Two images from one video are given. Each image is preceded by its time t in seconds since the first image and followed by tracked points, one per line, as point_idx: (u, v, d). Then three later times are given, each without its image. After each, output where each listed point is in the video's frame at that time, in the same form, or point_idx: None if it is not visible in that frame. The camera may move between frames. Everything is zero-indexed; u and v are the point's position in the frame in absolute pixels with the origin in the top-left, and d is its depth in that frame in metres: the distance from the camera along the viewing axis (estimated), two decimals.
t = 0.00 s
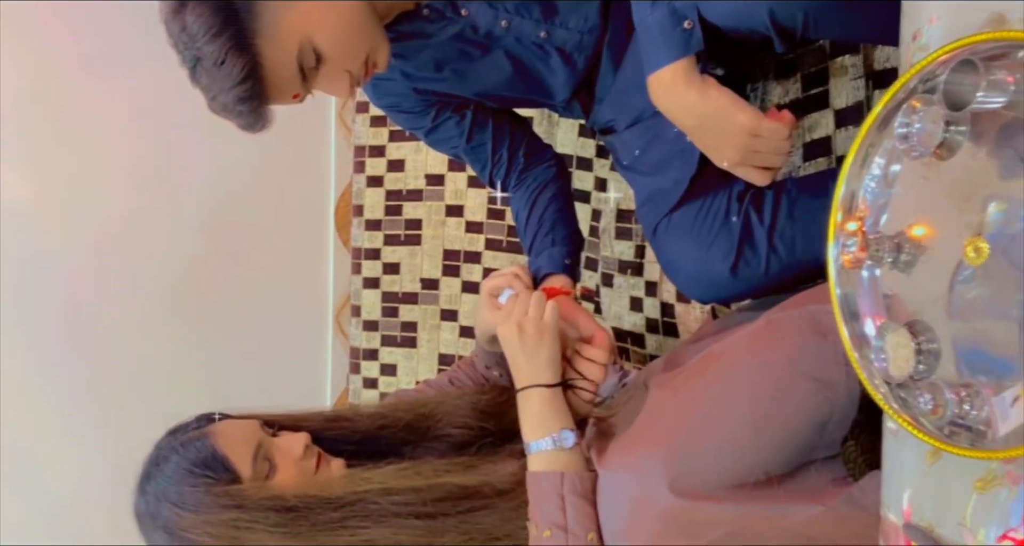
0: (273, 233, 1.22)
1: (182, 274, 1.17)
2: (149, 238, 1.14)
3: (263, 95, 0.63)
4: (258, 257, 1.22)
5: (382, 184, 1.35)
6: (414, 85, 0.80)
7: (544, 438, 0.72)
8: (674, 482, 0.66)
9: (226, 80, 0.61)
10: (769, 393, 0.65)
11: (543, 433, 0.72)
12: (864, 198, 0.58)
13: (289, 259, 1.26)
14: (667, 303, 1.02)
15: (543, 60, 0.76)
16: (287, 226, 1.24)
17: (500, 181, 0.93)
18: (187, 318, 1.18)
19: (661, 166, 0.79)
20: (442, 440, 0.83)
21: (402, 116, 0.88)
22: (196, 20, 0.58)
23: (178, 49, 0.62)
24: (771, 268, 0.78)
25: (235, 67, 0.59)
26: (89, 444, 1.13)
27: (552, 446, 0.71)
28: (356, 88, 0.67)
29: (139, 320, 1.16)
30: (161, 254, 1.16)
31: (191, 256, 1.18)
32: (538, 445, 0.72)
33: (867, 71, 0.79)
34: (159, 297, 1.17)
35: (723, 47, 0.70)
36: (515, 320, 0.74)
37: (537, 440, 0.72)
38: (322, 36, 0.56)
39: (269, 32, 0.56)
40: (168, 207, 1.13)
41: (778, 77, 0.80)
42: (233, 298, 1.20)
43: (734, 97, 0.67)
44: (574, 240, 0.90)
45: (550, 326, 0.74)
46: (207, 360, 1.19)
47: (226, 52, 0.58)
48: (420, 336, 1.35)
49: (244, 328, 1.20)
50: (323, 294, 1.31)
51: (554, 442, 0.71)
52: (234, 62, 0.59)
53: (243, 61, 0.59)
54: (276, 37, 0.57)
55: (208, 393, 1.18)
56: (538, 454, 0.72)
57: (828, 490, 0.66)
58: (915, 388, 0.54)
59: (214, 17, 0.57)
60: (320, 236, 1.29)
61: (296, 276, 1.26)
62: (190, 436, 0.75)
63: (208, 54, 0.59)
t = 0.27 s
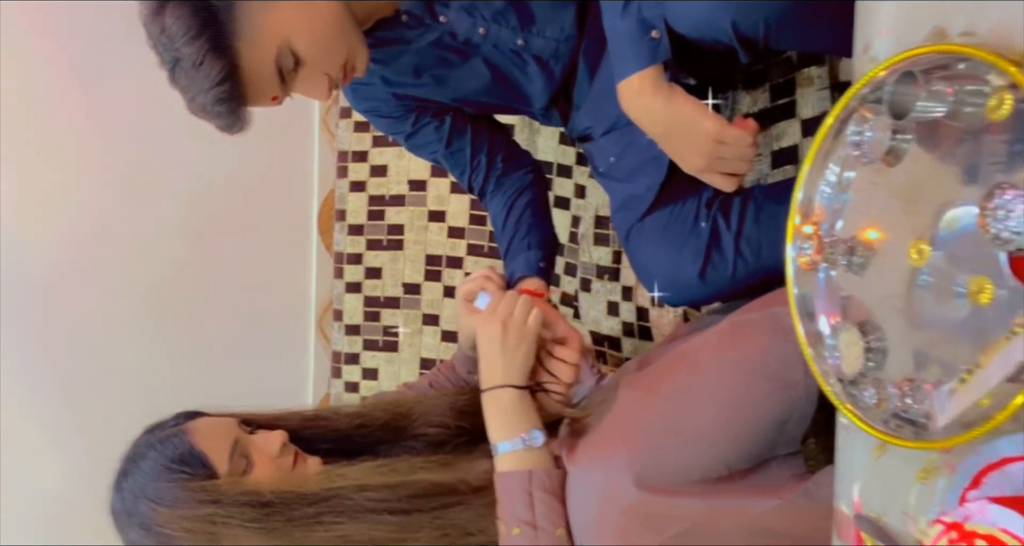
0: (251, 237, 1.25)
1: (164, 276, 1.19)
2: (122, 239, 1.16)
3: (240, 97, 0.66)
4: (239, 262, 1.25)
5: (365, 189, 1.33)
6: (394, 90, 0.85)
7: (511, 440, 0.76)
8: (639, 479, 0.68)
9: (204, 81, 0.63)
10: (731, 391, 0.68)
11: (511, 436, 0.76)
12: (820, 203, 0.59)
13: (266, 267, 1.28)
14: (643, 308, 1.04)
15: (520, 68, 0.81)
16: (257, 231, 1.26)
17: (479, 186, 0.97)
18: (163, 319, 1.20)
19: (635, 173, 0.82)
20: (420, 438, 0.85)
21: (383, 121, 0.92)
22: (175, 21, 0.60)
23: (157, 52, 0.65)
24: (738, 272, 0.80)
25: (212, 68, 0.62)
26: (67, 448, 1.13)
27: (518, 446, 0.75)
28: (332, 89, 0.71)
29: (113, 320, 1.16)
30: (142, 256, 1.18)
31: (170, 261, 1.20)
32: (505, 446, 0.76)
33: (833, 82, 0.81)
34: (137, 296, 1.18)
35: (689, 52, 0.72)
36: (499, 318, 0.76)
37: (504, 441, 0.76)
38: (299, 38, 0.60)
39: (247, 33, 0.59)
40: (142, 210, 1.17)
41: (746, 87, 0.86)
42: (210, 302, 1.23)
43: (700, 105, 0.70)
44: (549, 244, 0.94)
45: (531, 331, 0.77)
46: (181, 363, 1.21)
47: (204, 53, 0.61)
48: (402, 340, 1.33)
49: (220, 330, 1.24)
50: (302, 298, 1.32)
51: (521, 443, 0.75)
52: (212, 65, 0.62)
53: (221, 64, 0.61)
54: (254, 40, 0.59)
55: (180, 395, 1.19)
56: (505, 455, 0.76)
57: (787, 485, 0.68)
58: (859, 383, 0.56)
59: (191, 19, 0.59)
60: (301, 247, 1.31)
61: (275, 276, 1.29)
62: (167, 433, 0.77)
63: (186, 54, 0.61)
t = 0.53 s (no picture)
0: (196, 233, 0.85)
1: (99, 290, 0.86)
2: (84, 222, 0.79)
3: (218, 110, 0.67)
4: (197, 267, 0.88)
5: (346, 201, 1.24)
6: (372, 104, 0.86)
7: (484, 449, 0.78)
8: (606, 484, 0.70)
9: (183, 95, 0.65)
10: (694, 399, 0.69)
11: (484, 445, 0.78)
12: (775, 214, 0.62)
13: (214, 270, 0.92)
14: (617, 318, 1.10)
15: (496, 84, 0.86)
16: (214, 230, 0.86)
17: (456, 199, 0.99)
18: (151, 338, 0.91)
19: (606, 187, 0.87)
20: (396, 448, 0.87)
21: (361, 136, 0.93)
22: (155, 38, 0.62)
23: (136, 67, 0.65)
24: (704, 282, 0.82)
25: (190, 82, 0.64)
26: None
27: (493, 452, 0.77)
28: (309, 104, 0.74)
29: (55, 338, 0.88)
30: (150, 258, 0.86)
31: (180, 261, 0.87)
32: (478, 454, 0.78)
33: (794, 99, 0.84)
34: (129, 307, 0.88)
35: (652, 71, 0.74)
36: (481, 326, 0.80)
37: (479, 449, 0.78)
38: (275, 54, 0.66)
39: (224, 53, 0.63)
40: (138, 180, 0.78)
41: (712, 103, 0.87)
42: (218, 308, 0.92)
43: (664, 121, 0.72)
44: (524, 255, 0.97)
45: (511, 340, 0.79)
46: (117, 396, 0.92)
47: (183, 68, 0.63)
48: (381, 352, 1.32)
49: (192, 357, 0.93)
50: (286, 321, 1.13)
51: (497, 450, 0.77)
52: (189, 78, 0.64)
53: (192, 72, 0.63)
54: (235, 62, 0.64)
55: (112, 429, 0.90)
56: (477, 463, 0.78)
57: (749, 491, 0.70)
58: (810, 388, 0.58)
59: (172, 38, 0.61)
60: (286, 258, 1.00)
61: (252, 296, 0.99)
62: (144, 441, 0.78)
63: (165, 69, 0.63)
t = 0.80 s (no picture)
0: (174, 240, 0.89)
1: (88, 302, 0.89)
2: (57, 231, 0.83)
3: (201, 126, 0.70)
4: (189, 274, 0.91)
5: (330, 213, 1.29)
6: (355, 119, 0.87)
7: (460, 459, 0.86)
8: (580, 492, 0.72)
9: (166, 111, 0.68)
10: (667, 407, 0.71)
11: (460, 455, 0.86)
12: (743, 226, 0.63)
13: (191, 286, 0.92)
14: (598, 329, 1.08)
15: (475, 100, 0.86)
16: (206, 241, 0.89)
17: (439, 211, 1.01)
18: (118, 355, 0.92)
19: (582, 201, 0.89)
20: (376, 458, 0.92)
21: (344, 149, 0.93)
22: (139, 56, 0.65)
23: (123, 84, 0.69)
24: (678, 293, 0.85)
25: (173, 98, 0.67)
26: None
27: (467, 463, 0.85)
28: (292, 120, 0.77)
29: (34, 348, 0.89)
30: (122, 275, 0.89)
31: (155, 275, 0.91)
32: (455, 465, 0.86)
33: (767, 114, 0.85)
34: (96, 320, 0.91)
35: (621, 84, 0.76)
36: (447, 339, 0.88)
37: (455, 460, 0.86)
38: (257, 70, 0.68)
39: (206, 70, 0.66)
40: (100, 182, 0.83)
41: (687, 118, 0.89)
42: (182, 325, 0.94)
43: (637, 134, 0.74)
44: (504, 266, 1.02)
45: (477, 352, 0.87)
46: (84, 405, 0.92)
47: (165, 85, 0.66)
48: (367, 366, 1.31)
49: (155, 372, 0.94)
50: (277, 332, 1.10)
51: (470, 460, 0.85)
52: (172, 97, 0.67)
53: (172, 87, 0.66)
54: (215, 78, 0.67)
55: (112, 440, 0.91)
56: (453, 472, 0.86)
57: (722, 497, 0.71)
58: (773, 394, 0.59)
59: (154, 54, 0.64)
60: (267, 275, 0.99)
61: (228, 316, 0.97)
62: (125, 450, 0.85)
63: (149, 86, 0.66)
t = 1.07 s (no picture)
0: (159, 246, 0.81)
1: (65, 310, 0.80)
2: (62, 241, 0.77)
3: (186, 130, 0.69)
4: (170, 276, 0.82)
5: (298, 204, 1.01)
6: (340, 126, 0.80)
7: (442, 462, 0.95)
8: (559, 492, 0.74)
9: (152, 114, 0.66)
10: (644, 410, 0.73)
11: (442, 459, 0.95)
12: (719, 230, 0.63)
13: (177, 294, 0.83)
14: (581, 334, 0.97)
15: (460, 106, 0.83)
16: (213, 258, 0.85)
17: (422, 216, 0.88)
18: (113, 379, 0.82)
19: (565, 205, 0.90)
20: (359, 461, 0.96)
21: (331, 154, 0.83)
22: (125, 59, 0.63)
23: (107, 87, 0.67)
24: (657, 295, 0.93)
25: (160, 102, 0.65)
26: None
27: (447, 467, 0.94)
28: (276, 125, 0.74)
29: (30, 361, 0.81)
30: (115, 285, 0.81)
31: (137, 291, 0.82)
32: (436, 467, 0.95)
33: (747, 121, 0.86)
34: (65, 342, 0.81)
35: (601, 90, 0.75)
36: (431, 342, 0.92)
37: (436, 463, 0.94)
38: (243, 78, 0.65)
39: (193, 74, 0.62)
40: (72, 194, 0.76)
41: (668, 125, 0.87)
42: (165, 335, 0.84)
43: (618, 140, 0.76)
44: (492, 268, 0.92)
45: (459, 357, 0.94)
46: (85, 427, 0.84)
47: (151, 88, 0.64)
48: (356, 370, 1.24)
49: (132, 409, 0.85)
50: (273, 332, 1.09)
51: (451, 464, 0.94)
52: (158, 99, 0.65)
53: (165, 99, 0.65)
54: (201, 78, 0.63)
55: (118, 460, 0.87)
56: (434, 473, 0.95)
57: (698, 499, 0.73)
58: (746, 396, 0.60)
59: (140, 56, 0.61)
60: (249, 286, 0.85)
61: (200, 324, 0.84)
62: (107, 451, 0.84)
63: (135, 90, 0.64)
